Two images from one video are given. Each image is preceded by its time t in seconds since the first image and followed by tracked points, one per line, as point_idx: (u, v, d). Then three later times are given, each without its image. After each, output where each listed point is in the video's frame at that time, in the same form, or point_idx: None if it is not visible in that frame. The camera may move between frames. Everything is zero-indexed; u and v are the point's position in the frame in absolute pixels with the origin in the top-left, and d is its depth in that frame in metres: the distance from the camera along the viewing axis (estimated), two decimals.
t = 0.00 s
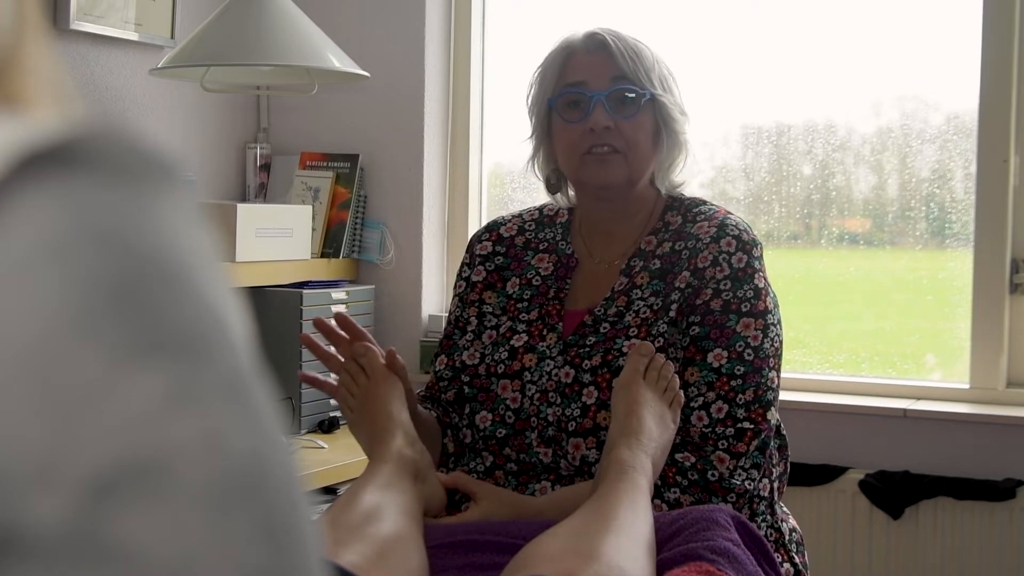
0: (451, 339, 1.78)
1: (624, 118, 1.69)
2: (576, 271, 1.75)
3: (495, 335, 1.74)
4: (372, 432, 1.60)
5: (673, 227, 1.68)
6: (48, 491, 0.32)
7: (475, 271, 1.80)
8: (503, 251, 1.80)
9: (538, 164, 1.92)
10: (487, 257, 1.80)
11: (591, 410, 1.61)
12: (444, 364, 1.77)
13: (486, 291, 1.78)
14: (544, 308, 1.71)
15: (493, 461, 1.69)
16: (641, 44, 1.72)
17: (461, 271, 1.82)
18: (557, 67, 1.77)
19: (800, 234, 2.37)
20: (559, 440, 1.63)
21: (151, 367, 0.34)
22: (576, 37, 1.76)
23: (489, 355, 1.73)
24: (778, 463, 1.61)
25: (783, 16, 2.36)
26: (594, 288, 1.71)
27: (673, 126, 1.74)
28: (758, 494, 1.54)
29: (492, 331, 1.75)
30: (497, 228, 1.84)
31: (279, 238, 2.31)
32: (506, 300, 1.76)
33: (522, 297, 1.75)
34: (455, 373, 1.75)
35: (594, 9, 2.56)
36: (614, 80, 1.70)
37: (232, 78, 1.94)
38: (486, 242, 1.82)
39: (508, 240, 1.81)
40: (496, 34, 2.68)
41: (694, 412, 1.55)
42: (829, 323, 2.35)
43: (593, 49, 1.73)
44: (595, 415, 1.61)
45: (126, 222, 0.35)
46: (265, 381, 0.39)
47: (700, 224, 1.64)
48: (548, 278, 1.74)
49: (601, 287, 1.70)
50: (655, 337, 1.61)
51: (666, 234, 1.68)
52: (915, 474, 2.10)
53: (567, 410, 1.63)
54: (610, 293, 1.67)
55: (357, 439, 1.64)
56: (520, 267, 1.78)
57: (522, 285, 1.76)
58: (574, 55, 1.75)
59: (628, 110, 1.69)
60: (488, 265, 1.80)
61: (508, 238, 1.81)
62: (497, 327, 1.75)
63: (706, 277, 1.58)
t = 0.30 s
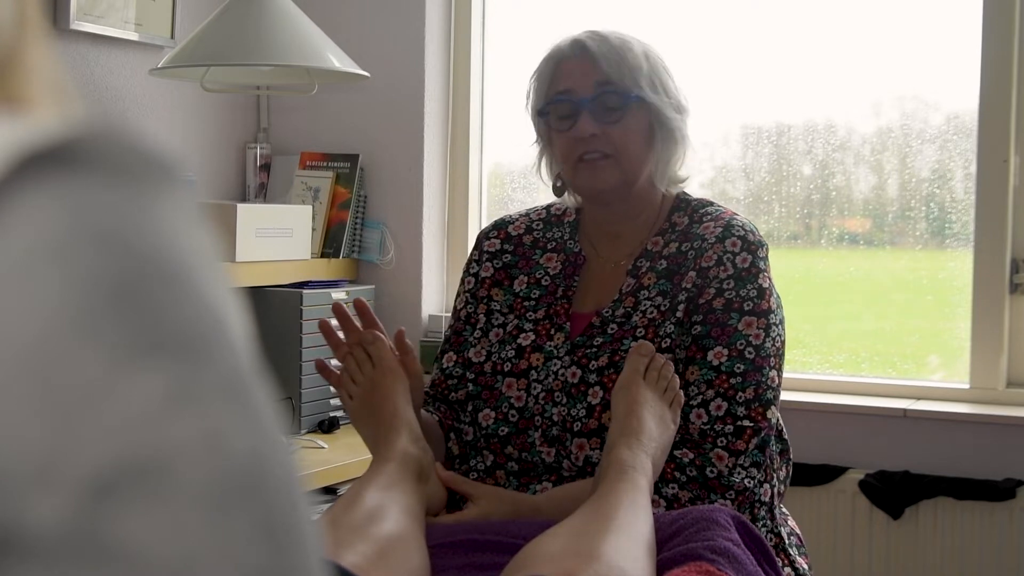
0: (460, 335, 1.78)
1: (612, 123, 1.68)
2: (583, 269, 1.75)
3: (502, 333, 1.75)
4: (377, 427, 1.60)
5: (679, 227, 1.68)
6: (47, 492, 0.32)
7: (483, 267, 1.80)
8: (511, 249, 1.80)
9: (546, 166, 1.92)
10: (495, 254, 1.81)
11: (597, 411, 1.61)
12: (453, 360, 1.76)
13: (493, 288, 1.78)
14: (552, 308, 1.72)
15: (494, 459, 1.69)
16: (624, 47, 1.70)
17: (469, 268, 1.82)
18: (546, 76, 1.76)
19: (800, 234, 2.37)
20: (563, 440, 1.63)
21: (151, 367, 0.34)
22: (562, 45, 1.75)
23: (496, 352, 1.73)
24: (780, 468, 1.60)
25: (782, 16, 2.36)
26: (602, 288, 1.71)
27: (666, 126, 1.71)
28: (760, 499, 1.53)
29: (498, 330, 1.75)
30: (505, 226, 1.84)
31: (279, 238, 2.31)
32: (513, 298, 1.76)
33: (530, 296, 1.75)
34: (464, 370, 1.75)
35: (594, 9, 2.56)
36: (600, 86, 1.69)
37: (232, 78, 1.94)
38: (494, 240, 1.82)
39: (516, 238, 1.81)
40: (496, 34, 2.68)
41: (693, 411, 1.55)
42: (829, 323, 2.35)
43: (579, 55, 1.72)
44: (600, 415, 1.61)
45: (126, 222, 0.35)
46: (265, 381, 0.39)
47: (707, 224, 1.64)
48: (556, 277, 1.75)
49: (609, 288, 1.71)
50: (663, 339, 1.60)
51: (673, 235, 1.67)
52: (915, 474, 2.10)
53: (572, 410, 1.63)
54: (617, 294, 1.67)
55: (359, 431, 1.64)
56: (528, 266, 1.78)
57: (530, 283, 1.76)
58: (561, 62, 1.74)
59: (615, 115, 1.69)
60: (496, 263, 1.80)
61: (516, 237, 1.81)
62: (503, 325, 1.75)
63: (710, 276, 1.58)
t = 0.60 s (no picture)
0: (467, 332, 1.78)
1: (585, 144, 1.65)
2: (592, 269, 1.74)
3: (509, 331, 1.75)
4: (377, 429, 1.60)
5: (690, 232, 1.66)
6: (47, 491, 0.32)
7: (492, 264, 1.80)
8: (521, 247, 1.80)
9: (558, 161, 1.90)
10: (505, 252, 1.81)
11: (601, 414, 1.61)
12: (459, 357, 1.76)
13: (502, 286, 1.79)
14: (559, 307, 1.71)
15: (495, 459, 1.69)
16: (586, 65, 1.65)
17: (478, 264, 1.82)
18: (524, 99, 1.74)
19: (800, 234, 2.37)
20: (566, 441, 1.63)
21: (151, 366, 0.34)
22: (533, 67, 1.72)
23: (503, 351, 1.73)
24: (785, 473, 1.59)
25: (782, 16, 2.36)
26: (611, 292, 1.70)
27: (644, 136, 1.66)
28: (761, 505, 1.53)
29: (505, 327, 1.76)
30: (516, 223, 1.84)
31: (279, 238, 2.31)
32: (521, 297, 1.76)
33: (538, 295, 1.75)
34: (469, 368, 1.75)
35: (595, 9, 2.56)
36: (569, 110, 1.67)
37: (232, 78, 1.94)
38: (504, 237, 1.82)
39: (526, 236, 1.81)
40: (496, 34, 2.67)
41: (698, 420, 1.54)
42: (829, 324, 2.35)
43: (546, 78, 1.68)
44: (604, 419, 1.61)
45: (126, 222, 0.35)
46: (265, 381, 0.39)
47: (718, 229, 1.63)
48: (565, 277, 1.74)
49: (619, 293, 1.69)
50: (668, 344, 1.61)
51: (683, 239, 1.66)
52: (915, 474, 2.10)
53: (576, 412, 1.63)
54: (625, 297, 1.66)
55: (359, 433, 1.64)
56: (537, 264, 1.78)
57: (539, 283, 1.76)
58: (533, 85, 1.72)
59: (586, 136, 1.65)
60: (505, 260, 1.80)
61: (526, 234, 1.82)
62: (511, 323, 1.76)
63: (719, 284, 1.57)
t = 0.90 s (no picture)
0: (468, 331, 1.78)
1: (592, 141, 1.65)
2: (594, 270, 1.74)
3: (510, 332, 1.75)
4: (379, 429, 1.61)
5: (692, 234, 1.66)
6: (47, 491, 0.32)
7: (494, 264, 1.80)
8: (523, 247, 1.80)
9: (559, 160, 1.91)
10: (507, 251, 1.81)
11: (600, 417, 1.61)
12: (460, 356, 1.76)
13: (504, 286, 1.79)
14: (561, 308, 1.71)
15: (495, 460, 1.69)
16: (597, 61, 1.65)
17: (480, 262, 1.82)
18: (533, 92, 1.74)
19: (800, 234, 2.37)
20: (564, 444, 1.63)
21: (151, 367, 0.34)
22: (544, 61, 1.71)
23: (503, 352, 1.74)
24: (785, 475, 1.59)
25: (783, 17, 2.36)
26: (613, 292, 1.70)
27: (652, 135, 1.66)
28: (761, 508, 1.53)
29: (506, 328, 1.76)
30: (518, 222, 1.84)
31: (279, 237, 2.31)
32: (523, 297, 1.76)
33: (540, 296, 1.75)
34: (470, 367, 1.75)
35: (595, 9, 2.56)
36: (578, 105, 1.66)
37: (231, 78, 1.94)
38: (506, 236, 1.82)
39: (528, 235, 1.81)
40: (496, 34, 2.67)
41: (697, 425, 1.55)
42: (829, 324, 2.35)
43: (557, 73, 1.68)
44: (603, 421, 1.61)
45: (126, 222, 0.35)
46: (265, 380, 0.39)
47: (720, 233, 1.63)
48: (567, 277, 1.74)
49: (620, 295, 1.69)
50: (668, 347, 1.60)
51: (685, 241, 1.66)
52: (915, 474, 2.10)
53: (575, 414, 1.63)
54: (627, 299, 1.66)
55: (360, 432, 1.64)
56: (539, 265, 1.78)
57: (541, 283, 1.76)
58: (543, 79, 1.71)
59: (594, 133, 1.65)
60: (508, 260, 1.80)
61: (528, 234, 1.81)
62: (512, 324, 1.76)
63: (720, 288, 1.57)
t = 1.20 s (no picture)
0: (467, 333, 1.78)
1: (592, 141, 1.65)
2: (592, 271, 1.74)
3: (509, 334, 1.75)
4: (379, 429, 1.61)
5: (691, 234, 1.66)
6: (47, 491, 0.32)
7: (492, 265, 1.80)
8: (521, 248, 1.81)
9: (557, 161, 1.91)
10: (505, 253, 1.81)
11: (599, 419, 1.61)
12: (459, 359, 1.76)
13: (502, 288, 1.79)
14: (560, 310, 1.71)
15: (495, 462, 1.69)
16: (598, 60, 1.65)
17: (478, 264, 1.82)
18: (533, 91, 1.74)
19: (800, 234, 2.37)
20: (563, 446, 1.63)
21: (151, 367, 0.34)
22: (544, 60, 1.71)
23: (502, 355, 1.74)
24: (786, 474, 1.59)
25: (783, 17, 2.36)
26: (611, 293, 1.70)
27: (653, 135, 1.66)
28: (761, 509, 1.52)
29: (505, 330, 1.76)
30: (516, 224, 1.84)
31: (279, 237, 2.31)
32: (521, 299, 1.76)
33: (538, 298, 1.75)
34: (469, 369, 1.75)
35: (595, 9, 2.56)
36: (579, 105, 1.66)
37: (231, 78, 1.94)
38: (504, 238, 1.82)
39: (526, 237, 1.81)
40: (496, 34, 2.67)
41: (696, 425, 1.55)
42: (829, 324, 2.35)
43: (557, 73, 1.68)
44: (602, 423, 1.61)
45: (125, 222, 0.35)
46: (264, 381, 0.39)
47: (718, 233, 1.63)
48: (565, 279, 1.74)
49: (618, 296, 1.69)
50: (666, 348, 1.60)
51: (684, 241, 1.66)
52: (915, 475, 2.10)
53: (574, 416, 1.63)
54: (625, 301, 1.66)
55: (361, 432, 1.65)
56: (537, 266, 1.78)
57: (539, 285, 1.76)
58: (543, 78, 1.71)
59: (594, 134, 1.65)
60: (506, 261, 1.80)
61: (526, 235, 1.82)
62: (511, 326, 1.75)
63: (718, 288, 1.57)
